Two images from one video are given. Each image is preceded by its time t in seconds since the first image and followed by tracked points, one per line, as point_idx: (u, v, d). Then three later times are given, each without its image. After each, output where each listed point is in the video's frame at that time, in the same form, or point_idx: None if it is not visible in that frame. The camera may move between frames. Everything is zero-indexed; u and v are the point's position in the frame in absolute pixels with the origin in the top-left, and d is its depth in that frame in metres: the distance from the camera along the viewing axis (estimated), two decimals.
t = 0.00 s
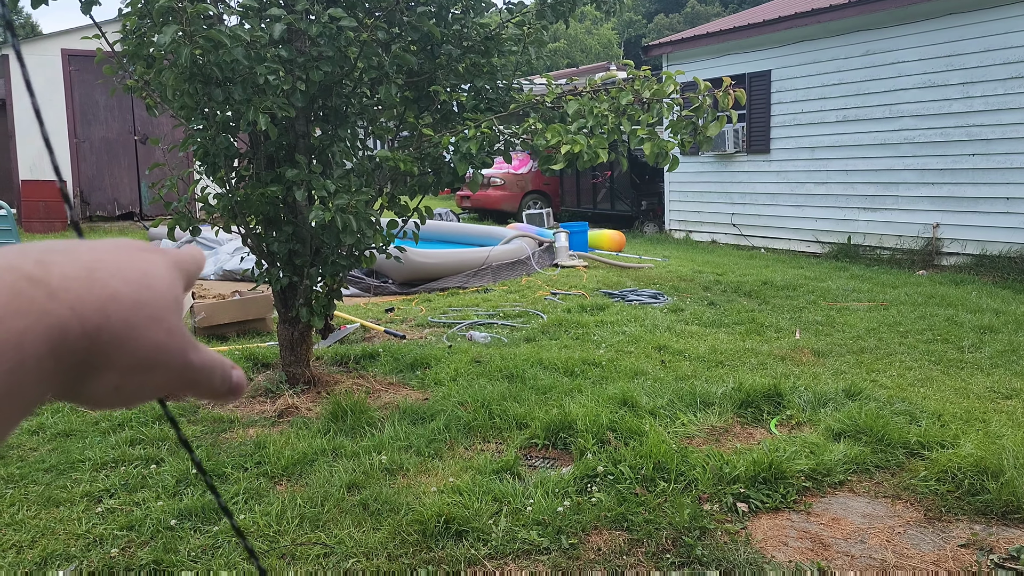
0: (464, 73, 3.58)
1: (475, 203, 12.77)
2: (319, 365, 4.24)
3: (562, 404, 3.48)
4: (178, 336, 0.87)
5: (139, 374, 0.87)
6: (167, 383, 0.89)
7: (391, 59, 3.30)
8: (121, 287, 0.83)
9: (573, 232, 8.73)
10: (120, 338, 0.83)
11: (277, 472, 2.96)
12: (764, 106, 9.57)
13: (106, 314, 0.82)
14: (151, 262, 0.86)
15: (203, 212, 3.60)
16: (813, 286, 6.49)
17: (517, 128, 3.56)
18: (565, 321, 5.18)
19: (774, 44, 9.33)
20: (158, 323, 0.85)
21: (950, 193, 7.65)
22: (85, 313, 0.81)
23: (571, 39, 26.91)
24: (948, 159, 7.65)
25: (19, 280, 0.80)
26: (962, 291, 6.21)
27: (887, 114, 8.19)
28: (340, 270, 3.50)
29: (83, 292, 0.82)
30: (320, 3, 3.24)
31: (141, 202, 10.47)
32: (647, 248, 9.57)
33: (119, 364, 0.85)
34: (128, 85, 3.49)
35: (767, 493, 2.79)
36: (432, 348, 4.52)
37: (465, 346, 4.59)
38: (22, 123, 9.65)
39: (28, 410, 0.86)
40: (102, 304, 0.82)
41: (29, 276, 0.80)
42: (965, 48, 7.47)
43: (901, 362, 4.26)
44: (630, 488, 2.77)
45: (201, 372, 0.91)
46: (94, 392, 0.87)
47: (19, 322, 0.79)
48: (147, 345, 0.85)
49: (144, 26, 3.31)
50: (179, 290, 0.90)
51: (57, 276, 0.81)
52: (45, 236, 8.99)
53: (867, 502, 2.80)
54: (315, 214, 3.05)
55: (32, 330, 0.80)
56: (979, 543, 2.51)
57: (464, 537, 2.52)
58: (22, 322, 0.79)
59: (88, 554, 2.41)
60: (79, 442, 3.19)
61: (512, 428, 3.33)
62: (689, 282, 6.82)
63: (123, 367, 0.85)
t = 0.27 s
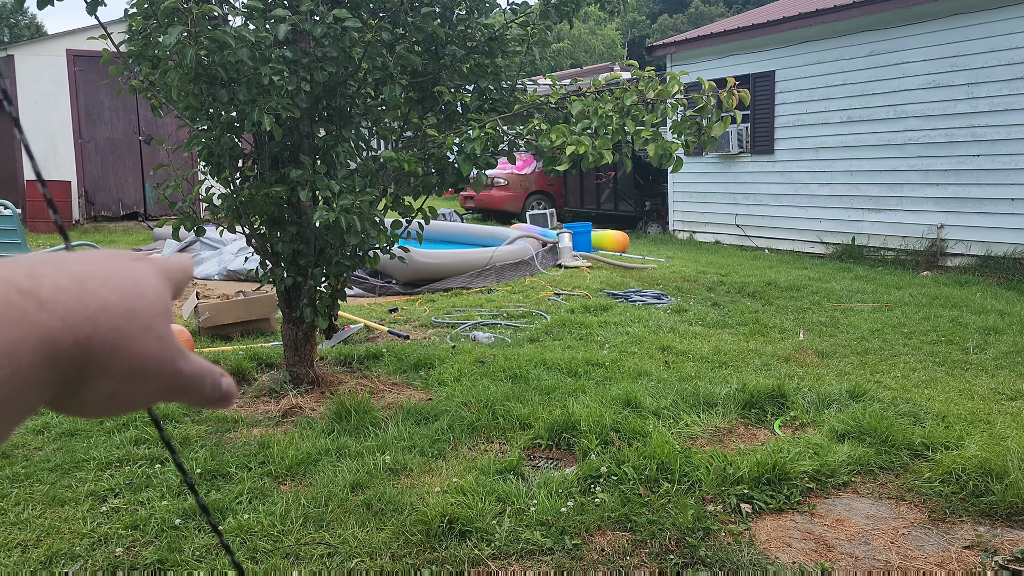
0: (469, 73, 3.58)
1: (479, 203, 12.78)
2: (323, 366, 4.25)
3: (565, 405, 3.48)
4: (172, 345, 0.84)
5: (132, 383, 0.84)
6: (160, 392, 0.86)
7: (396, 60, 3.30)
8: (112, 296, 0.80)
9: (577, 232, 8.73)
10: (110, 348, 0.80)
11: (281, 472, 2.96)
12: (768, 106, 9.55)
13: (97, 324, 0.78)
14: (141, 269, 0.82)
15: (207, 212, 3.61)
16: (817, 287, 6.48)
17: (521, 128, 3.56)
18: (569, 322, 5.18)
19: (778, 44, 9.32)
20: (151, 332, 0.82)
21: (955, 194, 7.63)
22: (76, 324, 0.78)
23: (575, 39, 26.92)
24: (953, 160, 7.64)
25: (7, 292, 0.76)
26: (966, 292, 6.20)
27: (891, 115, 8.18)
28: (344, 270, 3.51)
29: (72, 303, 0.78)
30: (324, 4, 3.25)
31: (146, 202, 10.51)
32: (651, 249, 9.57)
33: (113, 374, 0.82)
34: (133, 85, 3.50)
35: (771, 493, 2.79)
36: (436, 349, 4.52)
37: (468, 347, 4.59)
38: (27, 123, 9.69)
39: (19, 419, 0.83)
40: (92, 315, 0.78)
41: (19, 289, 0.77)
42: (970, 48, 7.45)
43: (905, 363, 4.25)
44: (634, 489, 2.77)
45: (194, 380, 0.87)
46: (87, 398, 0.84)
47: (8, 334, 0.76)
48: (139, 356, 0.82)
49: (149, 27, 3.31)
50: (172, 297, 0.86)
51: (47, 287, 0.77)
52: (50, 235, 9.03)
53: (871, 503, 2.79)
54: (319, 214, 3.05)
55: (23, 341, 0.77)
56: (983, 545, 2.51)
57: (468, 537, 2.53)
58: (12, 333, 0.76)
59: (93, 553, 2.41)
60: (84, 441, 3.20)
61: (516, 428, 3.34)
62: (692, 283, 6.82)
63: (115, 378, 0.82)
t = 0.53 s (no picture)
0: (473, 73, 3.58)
1: (483, 204, 12.78)
2: (327, 365, 4.25)
3: (569, 405, 3.48)
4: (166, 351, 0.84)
5: (125, 390, 0.83)
6: (151, 399, 0.86)
7: (400, 60, 3.30)
8: (105, 303, 0.80)
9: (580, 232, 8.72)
10: (103, 353, 0.79)
11: (284, 472, 2.96)
12: (773, 107, 9.54)
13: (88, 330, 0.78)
14: (134, 275, 0.81)
15: (212, 212, 3.62)
16: (821, 288, 6.47)
17: (526, 128, 3.56)
18: (573, 322, 5.18)
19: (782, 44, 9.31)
20: (143, 339, 0.81)
21: (960, 195, 7.62)
22: (69, 331, 0.77)
23: (578, 40, 26.93)
24: (958, 161, 7.62)
25: (0, 299, 0.76)
26: (971, 293, 6.18)
27: (896, 115, 8.16)
28: (348, 270, 3.51)
29: (65, 310, 0.78)
30: (329, 4, 3.25)
31: (150, 201, 10.54)
32: (654, 249, 9.56)
33: (104, 380, 0.82)
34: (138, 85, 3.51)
35: (775, 494, 2.78)
36: (440, 349, 4.52)
37: (472, 347, 4.59)
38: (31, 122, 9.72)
39: (12, 425, 0.83)
40: (84, 322, 0.78)
41: (12, 296, 0.77)
42: (975, 49, 7.43)
43: (910, 364, 4.24)
44: (637, 489, 2.77)
45: (187, 387, 0.87)
46: (80, 405, 0.84)
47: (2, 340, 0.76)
48: (132, 361, 0.81)
49: (154, 26, 3.32)
50: (166, 304, 0.86)
51: (40, 294, 0.77)
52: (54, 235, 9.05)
53: (875, 504, 2.78)
54: (324, 214, 3.06)
55: (17, 347, 0.76)
56: (988, 546, 2.50)
57: (471, 537, 2.52)
58: (4, 340, 0.76)
59: (97, 552, 2.42)
60: (88, 441, 3.21)
61: (519, 428, 3.33)
62: (696, 283, 6.81)
63: (107, 383, 0.82)
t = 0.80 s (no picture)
0: (475, 72, 3.58)
1: (484, 203, 12.78)
2: (328, 364, 4.25)
3: (570, 404, 3.48)
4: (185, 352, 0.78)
5: (137, 393, 0.76)
6: (166, 407, 0.78)
7: (402, 59, 3.31)
8: (123, 298, 0.74)
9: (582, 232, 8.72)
10: (121, 350, 0.73)
11: (286, 470, 2.97)
12: (775, 107, 9.53)
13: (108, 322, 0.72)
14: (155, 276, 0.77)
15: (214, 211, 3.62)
16: (823, 287, 6.47)
17: (528, 128, 3.57)
18: (574, 321, 5.18)
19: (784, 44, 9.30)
20: (163, 338, 0.76)
21: (962, 195, 7.61)
22: (87, 323, 0.71)
23: (581, 39, 26.92)
24: (960, 161, 7.62)
25: (13, 290, 0.69)
26: (973, 293, 6.17)
27: (898, 115, 8.16)
28: (350, 269, 3.51)
29: (81, 303, 0.71)
30: (331, 3, 3.25)
31: (152, 200, 10.56)
32: (656, 249, 9.55)
33: (118, 381, 0.74)
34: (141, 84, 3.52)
35: (776, 494, 2.78)
36: (441, 348, 4.53)
37: (473, 346, 4.59)
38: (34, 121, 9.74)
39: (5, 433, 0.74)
40: (103, 315, 0.72)
41: (24, 286, 0.70)
42: (977, 49, 7.43)
43: (912, 364, 4.23)
44: (639, 488, 2.77)
45: (206, 394, 0.81)
46: (86, 410, 0.76)
47: (12, 329, 0.68)
48: (151, 359, 0.75)
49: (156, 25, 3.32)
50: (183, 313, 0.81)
51: (54, 286, 0.71)
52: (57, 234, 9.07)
53: (877, 504, 2.78)
54: (326, 213, 3.06)
55: (26, 338, 0.69)
56: (990, 546, 2.50)
57: (473, 536, 2.53)
58: (11, 331, 0.68)
59: (99, 550, 2.42)
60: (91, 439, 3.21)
61: (521, 427, 3.34)
62: (698, 283, 6.81)
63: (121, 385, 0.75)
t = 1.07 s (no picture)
0: (475, 72, 3.57)
1: (485, 203, 12.79)
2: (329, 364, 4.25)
3: (571, 404, 3.48)
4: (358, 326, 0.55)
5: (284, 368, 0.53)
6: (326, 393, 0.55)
7: (403, 58, 3.30)
8: (284, 251, 0.55)
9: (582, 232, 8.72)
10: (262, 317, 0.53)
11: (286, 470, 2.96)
12: (776, 106, 9.52)
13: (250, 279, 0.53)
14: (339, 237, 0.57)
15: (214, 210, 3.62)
16: (823, 287, 6.46)
17: (528, 127, 3.57)
18: (574, 321, 5.18)
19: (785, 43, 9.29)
20: (327, 299, 0.54)
21: (963, 194, 7.60)
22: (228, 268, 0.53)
23: (581, 39, 26.94)
24: (961, 160, 7.60)
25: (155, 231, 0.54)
26: (974, 292, 6.17)
27: (899, 114, 8.15)
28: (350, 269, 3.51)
29: (230, 250, 0.54)
30: (331, 2, 3.24)
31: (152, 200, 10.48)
32: (656, 249, 9.55)
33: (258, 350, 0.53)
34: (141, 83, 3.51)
35: (777, 494, 2.78)
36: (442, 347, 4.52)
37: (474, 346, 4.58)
38: (35, 121, 9.76)
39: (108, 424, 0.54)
40: (252, 264, 0.53)
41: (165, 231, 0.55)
42: (978, 48, 7.42)
43: (913, 364, 4.23)
44: (640, 488, 2.76)
45: (385, 375, 0.55)
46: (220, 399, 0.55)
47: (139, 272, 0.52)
48: (302, 332, 0.53)
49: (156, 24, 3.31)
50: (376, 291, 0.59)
51: (200, 232, 0.54)
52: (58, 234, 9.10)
53: (879, 504, 2.78)
54: (326, 212, 3.07)
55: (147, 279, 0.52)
56: (991, 545, 2.49)
57: (473, 536, 2.52)
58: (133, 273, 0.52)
59: (98, 551, 2.42)
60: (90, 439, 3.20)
61: (522, 427, 3.33)
62: (698, 282, 6.81)
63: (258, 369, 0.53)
